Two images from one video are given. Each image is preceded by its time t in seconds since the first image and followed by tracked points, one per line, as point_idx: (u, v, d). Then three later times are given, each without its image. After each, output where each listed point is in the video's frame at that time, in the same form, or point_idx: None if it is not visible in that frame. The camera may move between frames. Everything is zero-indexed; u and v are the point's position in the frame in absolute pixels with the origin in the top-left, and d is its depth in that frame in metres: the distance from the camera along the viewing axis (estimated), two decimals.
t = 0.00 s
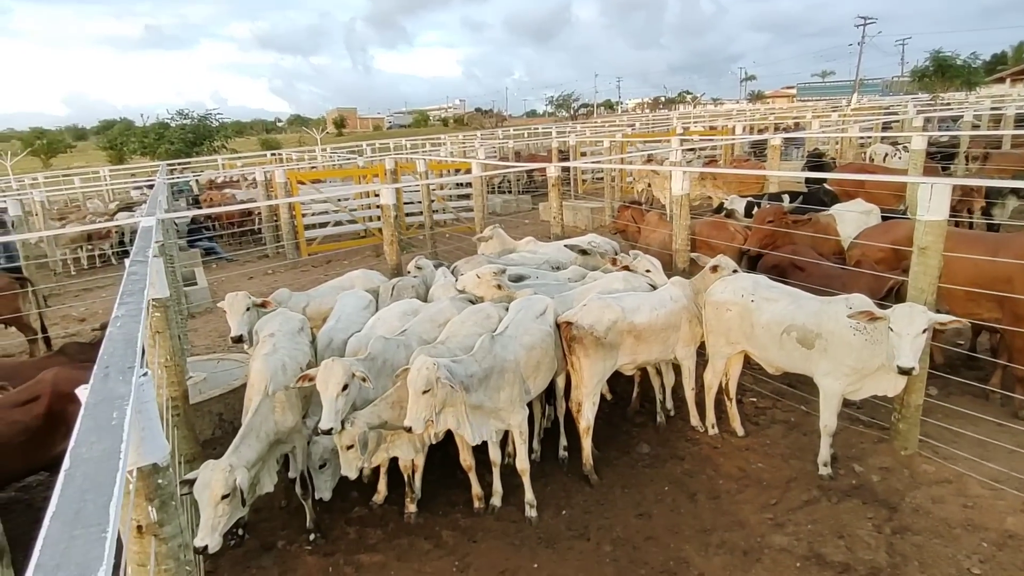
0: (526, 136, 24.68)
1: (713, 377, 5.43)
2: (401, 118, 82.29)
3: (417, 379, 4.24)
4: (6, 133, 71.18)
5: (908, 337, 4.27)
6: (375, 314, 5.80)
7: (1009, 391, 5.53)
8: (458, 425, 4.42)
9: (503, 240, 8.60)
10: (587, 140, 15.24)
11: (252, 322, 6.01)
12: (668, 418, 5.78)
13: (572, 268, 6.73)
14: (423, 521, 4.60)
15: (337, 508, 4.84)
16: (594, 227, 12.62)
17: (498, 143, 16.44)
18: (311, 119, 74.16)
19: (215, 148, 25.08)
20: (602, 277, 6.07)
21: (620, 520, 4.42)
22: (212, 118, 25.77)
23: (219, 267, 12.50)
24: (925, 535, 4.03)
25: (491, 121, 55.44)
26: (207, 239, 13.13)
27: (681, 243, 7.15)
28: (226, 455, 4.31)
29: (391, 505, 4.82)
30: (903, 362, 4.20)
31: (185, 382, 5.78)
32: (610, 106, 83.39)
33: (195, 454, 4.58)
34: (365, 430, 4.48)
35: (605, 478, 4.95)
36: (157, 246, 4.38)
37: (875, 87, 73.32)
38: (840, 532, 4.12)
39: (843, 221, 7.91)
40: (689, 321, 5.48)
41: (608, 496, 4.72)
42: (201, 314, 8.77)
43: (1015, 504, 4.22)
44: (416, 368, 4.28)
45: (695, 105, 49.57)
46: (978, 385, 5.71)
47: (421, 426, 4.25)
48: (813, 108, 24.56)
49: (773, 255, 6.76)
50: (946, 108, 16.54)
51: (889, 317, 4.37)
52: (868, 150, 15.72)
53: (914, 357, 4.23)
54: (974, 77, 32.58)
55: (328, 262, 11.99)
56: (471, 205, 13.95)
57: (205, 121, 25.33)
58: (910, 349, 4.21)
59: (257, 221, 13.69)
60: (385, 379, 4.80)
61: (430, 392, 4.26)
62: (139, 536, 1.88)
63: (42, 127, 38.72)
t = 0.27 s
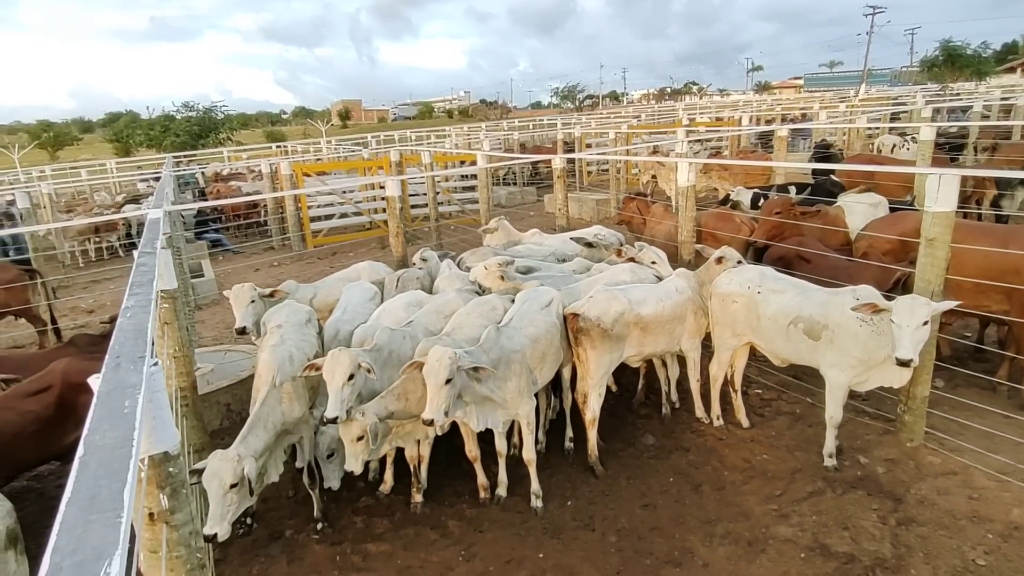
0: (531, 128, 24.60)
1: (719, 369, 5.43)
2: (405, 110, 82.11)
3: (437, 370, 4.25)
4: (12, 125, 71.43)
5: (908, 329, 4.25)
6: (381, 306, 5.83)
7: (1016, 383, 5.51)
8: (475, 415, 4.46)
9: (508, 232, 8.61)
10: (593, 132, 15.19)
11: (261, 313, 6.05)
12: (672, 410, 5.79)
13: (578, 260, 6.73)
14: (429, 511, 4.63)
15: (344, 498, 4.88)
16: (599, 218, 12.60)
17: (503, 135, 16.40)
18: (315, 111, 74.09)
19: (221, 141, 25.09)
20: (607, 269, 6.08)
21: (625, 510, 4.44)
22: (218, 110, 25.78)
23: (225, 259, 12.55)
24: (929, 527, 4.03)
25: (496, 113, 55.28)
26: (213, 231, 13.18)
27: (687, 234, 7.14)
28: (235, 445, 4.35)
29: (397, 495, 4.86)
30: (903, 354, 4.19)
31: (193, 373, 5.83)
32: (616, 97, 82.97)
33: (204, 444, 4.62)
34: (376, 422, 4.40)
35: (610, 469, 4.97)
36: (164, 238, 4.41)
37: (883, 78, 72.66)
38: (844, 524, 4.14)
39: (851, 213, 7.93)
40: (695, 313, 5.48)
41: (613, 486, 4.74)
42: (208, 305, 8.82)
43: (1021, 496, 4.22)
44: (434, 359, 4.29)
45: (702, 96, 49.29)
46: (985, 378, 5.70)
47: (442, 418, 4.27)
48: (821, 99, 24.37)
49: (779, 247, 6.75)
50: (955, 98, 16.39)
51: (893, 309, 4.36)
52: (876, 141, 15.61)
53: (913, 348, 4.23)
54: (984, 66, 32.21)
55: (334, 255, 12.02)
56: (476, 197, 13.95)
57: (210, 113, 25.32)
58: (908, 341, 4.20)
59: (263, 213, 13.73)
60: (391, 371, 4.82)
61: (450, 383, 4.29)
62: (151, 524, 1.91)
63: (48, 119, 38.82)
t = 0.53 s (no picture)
0: (538, 120, 24.55)
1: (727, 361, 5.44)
2: (412, 103, 82.06)
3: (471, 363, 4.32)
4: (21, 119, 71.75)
5: (905, 323, 4.25)
6: (389, 299, 5.86)
7: None
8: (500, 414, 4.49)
9: (515, 225, 8.63)
10: (599, 124, 15.15)
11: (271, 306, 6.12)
12: (679, 403, 5.80)
13: (585, 253, 6.74)
14: (437, 502, 4.68)
15: (353, 488, 4.92)
16: (606, 211, 12.58)
17: (510, 128, 16.38)
18: (322, 104, 74.12)
19: (229, 134, 25.16)
20: (615, 262, 6.08)
21: (631, 502, 4.47)
22: (225, 104, 25.85)
23: (234, 252, 12.62)
24: (936, 519, 4.04)
25: (502, 105, 55.15)
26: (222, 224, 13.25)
27: (694, 227, 7.13)
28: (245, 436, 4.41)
29: (405, 486, 4.91)
30: (897, 348, 4.18)
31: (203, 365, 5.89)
32: (623, 89, 82.60)
33: (215, 435, 4.67)
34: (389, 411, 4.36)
35: (616, 461, 4.99)
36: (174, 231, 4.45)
37: (893, 69, 71.95)
38: (851, 516, 4.15)
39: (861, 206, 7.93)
40: (702, 307, 5.48)
41: (620, 479, 4.77)
42: (218, 298, 8.88)
43: None
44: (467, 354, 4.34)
45: (710, 88, 49.01)
46: (993, 371, 5.68)
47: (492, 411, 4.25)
48: (830, 91, 24.19)
49: (787, 240, 6.75)
50: (967, 90, 16.23)
51: (895, 303, 4.35)
52: (886, 132, 15.50)
53: (906, 343, 4.21)
54: (997, 56, 31.83)
55: (342, 248, 12.08)
56: (483, 190, 13.95)
57: (218, 106, 25.39)
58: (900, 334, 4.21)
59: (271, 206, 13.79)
60: (399, 363, 4.85)
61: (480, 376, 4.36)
62: (165, 512, 1.94)
63: (57, 113, 39.01)
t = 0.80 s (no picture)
0: (544, 116, 24.52)
1: (733, 357, 5.45)
2: (419, 99, 82.11)
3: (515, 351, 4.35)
4: (31, 116, 72.26)
5: (903, 321, 4.27)
6: (397, 294, 5.90)
7: None
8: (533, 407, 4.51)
9: (522, 222, 8.65)
10: (606, 120, 15.13)
11: (279, 301, 6.17)
12: (685, 399, 5.82)
13: (591, 249, 6.75)
14: (443, 496, 4.72)
15: (361, 482, 4.97)
16: (612, 208, 12.58)
17: (516, 124, 16.39)
18: (330, 100, 74.26)
19: (236, 131, 25.27)
20: (621, 258, 6.10)
21: (636, 498, 4.49)
22: (233, 100, 25.96)
23: (242, 248, 12.71)
24: (941, 517, 4.04)
25: (509, 101, 55.11)
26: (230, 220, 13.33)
27: (701, 224, 7.13)
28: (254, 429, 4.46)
29: (412, 480, 4.95)
30: (892, 343, 4.20)
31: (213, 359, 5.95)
32: (630, 85, 82.35)
33: (224, 429, 4.73)
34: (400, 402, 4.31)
35: (622, 457, 5.01)
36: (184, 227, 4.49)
37: (904, 64, 71.34)
38: (856, 513, 4.16)
39: (869, 203, 7.89)
40: (707, 303, 5.49)
41: (625, 474, 4.79)
42: (226, 294, 8.95)
43: None
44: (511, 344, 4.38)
45: (718, 84, 48.74)
46: (1001, 369, 5.66)
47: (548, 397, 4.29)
48: (839, 86, 24.03)
49: (794, 237, 6.73)
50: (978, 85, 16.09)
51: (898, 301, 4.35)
52: (895, 128, 15.40)
53: (902, 338, 4.23)
54: (1010, 51, 31.49)
55: (349, 244, 12.14)
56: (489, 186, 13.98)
57: (226, 103, 25.51)
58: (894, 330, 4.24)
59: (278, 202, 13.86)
60: (408, 358, 4.88)
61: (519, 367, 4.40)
62: (177, 503, 1.98)
63: (66, 109, 39.23)
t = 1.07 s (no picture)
0: (548, 113, 24.43)
1: (738, 356, 5.42)
2: (422, 95, 82.04)
3: (544, 336, 4.35)
4: (34, 111, 72.31)
5: (912, 327, 4.22)
6: (399, 292, 5.87)
7: None
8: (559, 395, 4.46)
9: (525, 220, 8.61)
10: (610, 118, 15.06)
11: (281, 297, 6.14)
12: (688, 399, 5.78)
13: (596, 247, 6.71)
14: (445, 495, 4.68)
15: (362, 480, 4.94)
16: (615, 206, 12.53)
17: (520, 121, 16.32)
18: (332, 96, 74.21)
19: (239, 126, 25.23)
20: (626, 257, 6.05)
21: (640, 497, 4.46)
22: (236, 96, 25.90)
23: (244, 244, 12.68)
24: (948, 519, 4.00)
25: (512, 98, 55.00)
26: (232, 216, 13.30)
27: (706, 222, 7.07)
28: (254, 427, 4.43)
29: (414, 478, 4.92)
30: (903, 350, 4.16)
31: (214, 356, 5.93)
32: (633, 83, 82.19)
33: (225, 426, 4.70)
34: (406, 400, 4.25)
35: (625, 457, 4.98)
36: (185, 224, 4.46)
37: (909, 63, 71.02)
38: (861, 514, 4.12)
39: (876, 202, 7.82)
40: (712, 303, 5.45)
41: (628, 474, 4.76)
42: (228, 290, 8.92)
43: None
44: (538, 331, 4.39)
45: (722, 81, 48.59)
46: (1008, 370, 5.61)
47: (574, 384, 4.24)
48: (845, 84, 23.90)
49: (799, 235, 6.68)
50: (985, 84, 15.99)
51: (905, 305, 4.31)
52: (901, 127, 15.31)
53: (913, 344, 4.19)
54: (1017, 50, 31.31)
55: (351, 240, 12.10)
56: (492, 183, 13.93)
57: (228, 98, 25.46)
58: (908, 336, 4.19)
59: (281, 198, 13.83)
60: (412, 358, 4.84)
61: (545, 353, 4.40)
62: (179, 501, 1.95)
63: (69, 105, 39.24)
